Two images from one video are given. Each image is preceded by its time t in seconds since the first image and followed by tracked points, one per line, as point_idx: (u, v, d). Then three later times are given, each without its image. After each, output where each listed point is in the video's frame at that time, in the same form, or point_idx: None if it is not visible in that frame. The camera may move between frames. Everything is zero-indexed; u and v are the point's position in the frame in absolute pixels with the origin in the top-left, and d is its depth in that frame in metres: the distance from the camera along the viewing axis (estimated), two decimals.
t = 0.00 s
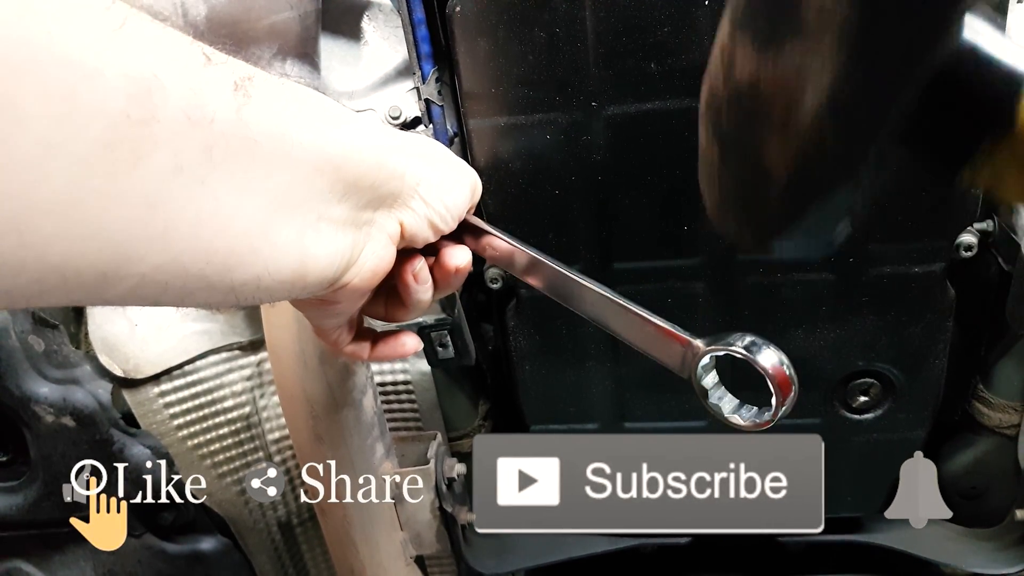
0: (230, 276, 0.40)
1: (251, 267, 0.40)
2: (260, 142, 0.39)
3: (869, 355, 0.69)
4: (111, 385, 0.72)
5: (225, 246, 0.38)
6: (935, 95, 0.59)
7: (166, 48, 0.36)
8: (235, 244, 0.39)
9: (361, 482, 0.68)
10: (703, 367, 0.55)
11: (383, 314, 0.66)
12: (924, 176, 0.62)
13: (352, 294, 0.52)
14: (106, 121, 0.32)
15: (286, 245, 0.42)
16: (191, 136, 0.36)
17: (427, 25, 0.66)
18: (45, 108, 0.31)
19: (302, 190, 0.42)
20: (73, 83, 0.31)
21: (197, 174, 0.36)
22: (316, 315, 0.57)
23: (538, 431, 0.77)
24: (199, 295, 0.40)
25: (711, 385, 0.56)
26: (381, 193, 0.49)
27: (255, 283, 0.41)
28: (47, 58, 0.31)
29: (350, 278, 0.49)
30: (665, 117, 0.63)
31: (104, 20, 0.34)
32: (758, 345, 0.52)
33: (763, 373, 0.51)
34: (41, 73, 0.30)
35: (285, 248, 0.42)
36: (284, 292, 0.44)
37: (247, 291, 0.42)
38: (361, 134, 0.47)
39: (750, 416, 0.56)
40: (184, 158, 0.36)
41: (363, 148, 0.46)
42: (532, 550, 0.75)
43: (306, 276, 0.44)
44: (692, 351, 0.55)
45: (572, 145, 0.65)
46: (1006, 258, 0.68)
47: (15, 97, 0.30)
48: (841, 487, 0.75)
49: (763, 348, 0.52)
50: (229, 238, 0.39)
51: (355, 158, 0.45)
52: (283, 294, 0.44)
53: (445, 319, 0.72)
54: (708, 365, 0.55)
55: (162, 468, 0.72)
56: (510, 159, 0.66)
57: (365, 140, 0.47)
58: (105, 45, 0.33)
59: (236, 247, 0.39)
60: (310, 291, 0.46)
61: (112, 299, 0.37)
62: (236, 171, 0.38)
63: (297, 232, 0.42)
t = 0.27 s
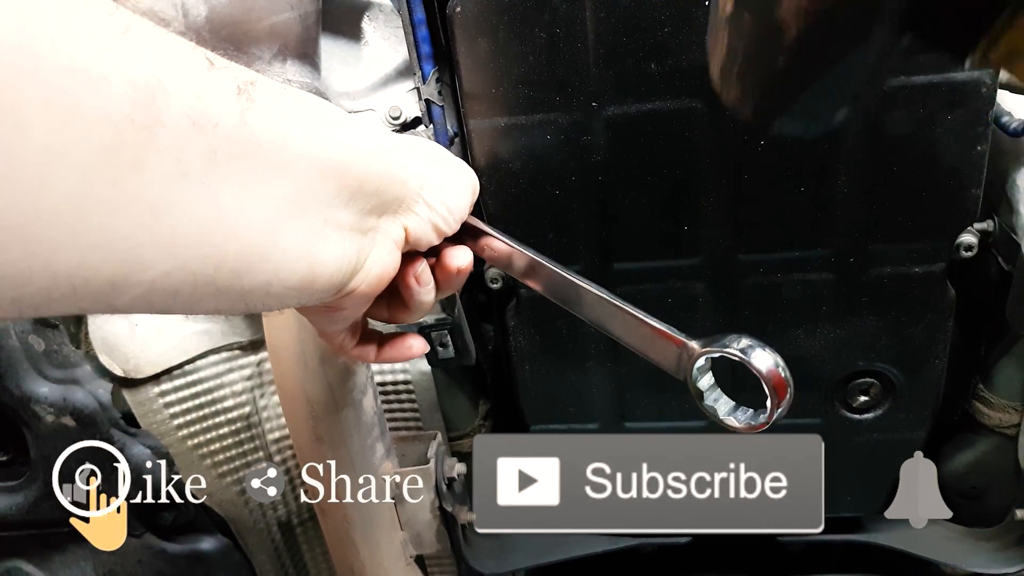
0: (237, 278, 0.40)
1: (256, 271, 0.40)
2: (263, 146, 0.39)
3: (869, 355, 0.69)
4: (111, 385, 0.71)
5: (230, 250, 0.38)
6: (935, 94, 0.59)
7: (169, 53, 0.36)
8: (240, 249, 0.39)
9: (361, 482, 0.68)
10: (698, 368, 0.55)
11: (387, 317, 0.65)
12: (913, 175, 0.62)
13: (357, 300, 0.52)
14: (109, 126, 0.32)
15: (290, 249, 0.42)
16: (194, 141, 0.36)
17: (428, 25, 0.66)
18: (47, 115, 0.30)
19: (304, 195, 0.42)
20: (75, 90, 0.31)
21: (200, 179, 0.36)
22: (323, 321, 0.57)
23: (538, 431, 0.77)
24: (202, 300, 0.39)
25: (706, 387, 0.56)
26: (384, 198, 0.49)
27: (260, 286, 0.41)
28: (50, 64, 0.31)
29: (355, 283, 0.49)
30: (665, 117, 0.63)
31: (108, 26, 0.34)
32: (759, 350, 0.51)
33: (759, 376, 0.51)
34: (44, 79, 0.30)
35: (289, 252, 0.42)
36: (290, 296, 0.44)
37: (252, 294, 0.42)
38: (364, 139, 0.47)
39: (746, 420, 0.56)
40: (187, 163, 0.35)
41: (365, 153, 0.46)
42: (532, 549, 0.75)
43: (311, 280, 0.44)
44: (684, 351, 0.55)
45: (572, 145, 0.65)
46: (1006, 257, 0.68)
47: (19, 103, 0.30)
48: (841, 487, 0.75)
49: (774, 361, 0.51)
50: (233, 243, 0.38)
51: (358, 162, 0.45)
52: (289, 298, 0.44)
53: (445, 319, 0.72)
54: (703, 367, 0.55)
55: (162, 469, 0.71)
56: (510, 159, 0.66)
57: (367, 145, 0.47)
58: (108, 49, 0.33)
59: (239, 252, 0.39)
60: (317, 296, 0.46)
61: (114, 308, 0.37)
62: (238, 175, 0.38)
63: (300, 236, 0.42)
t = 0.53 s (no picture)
0: (295, 284, 0.38)
1: (311, 278, 0.38)
2: (311, 148, 0.37)
3: (869, 356, 0.69)
4: (111, 386, 0.73)
5: (285, 255, 0.37)
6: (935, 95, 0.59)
7: (214, 55, 0.34)
8: (294, 254, 0.37)
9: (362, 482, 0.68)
10: (732, 341, 0.62)
11: (410, 314, 0.65)
12: (948, 169, 0.61)
13: (390, 305, 0.52)
14: (166, 134, 0.31)
15: (341, 253, 0.40)
16: (247, 145, 0.34)
17: (428, 26, 0.66)
18: (105, 125, 0.29)
19: (351, 195, 0.40)
20: (128, 99, 0.30)
21: (251, 185, 0.35)
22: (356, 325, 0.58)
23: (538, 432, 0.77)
24: (259, 310, 0.38)
25: (741, 356, 0.63)
26: (420, 196, 0.47)
27: (314, 293, 0.40)
28: (102, 69, 0.29)
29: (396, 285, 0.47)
30: (665, 119, 0.63)
31: (152, 28, 0.32)
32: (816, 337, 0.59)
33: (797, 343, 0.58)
34: (101, 87, 0.29)
35: (341, 255, 0.40)
36: (338, 301, 0.43)
37: (308, 302, 0.40)
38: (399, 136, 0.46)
39: (786, 387, 0.63)
40: (238, 166, 0.34)
41: (403, 151, 0.45)
42: (532, 550, 0.75)
43: (360, 284, 0.42)
44: (722, 326, 0.61)
45: (573, 146, 0.65)
46: (1006, 259, 0.68)
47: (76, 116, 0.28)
48: (841, 488, 0.75)
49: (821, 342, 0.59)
50: (290, 251, 0.37)
51: (399, 163, 0.44)
52: (337, 303, 0.43)
53: (445, 320, 0.71)
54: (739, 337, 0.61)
55: (161, 469, 0.73)
56: (510, 161, 0.67)
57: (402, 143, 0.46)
58: (154, 53, 0.31)
59: (297, 260, 0.37)
60: (362, 299, 0.45)
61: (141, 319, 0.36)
62: (290, 176, 0.36)
63: (350, 238, 0.41)
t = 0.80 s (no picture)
0: (316, 302, 0.38)
1: (331, 294, 0.38)
2: (326, 166, 0.38)
3: (869, 355, 0.70)
4: (111, 386, 0.72)
5: (303, 271, 0.37)
6: (936, 95, 0.59)
7: (232, 84, 0.36)
8: (317, 270, 0.37)
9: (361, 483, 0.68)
10: (732, 339, 0.59)
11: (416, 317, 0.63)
12: (950, 159, 0.61)
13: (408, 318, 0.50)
14: (178, 156, 0.32)
15: (362, 268, 0.39)
16: (262, 166, 0.35)
17: (428, 25, 0.66)
18: (119, 145, 0.31)
19: (370, 209, 0.40)
20: (138, 122, 0.32)
21: (268, 206, 0.35)
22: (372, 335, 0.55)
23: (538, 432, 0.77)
24: (287, 330, 0.38)
25: (741, 354, 0.60)
26: (437, 211, 0.47)
27: (338, 308, 0.39)
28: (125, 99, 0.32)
29: (414, 300, 0.45)
30: (665, 118, 0.63)
31: (171, 62, 0.34)
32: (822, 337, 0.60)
33: (794, 341, 0.57)
34: (113, 115, 0.31)
35: (363, 271, 0.39)
36: (359, 320, 0.42)
37: (329, 319, 0.40)
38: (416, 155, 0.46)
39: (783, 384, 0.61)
40: (255, 186, 0.35)
41: (417, 167, 0.45)
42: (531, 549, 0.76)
43: (382, 298, 0.41)
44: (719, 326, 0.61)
45: (573, 146, 0.65)
46: (1007, 258, 0.68)
47: (90, 137, 0.30)
48: (841, 488, 0.75)
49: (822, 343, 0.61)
50: (314, 268, 0.37)
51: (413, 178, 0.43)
52: (361, 320, 0.42)
53: (445, 321, 0.72)
54: (740, 335, 0.58)
55: (162, 469, 0.72)
56: (510, 160, 0.67)
57: (418, 161, 0.45)
58: (175, 82, 0.33)
59: (323, 279, 0.38)
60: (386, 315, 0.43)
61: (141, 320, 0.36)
62: (309, 193, 0.37)
63: (369, 253, 0.40)
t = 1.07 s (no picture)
0: (342, 307, 0.39)
1: (355, 298, 0.40)
2: (352, 175, 0.39)
3: (869, 355, 0.69)
4: (111, 386, 0.72)
5: (336, 278, 0.38)
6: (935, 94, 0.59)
7: (264, 93, 0.36)
8: (345, 275, 0.38)
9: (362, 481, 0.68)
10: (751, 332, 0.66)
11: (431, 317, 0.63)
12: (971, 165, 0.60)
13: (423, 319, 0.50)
14: (224, 170, 0.32)
15: (384, 273, 0.41)
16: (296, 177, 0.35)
17: (427, 25, 0.66)
18: (170, 160, 0.30)
19: (391, 215, 0.42)
20: (190, 135, 0.31)
21: (302, 214, 0.36)
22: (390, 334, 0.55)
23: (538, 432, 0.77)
24: (306, 333, 0.39)
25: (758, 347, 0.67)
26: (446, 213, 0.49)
27: (360, 311, 0.41)
28: (168, 109, 0.30)
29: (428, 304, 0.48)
30: (664, 117, 0.63)
31: (207, 70, 0.33)
32: (839, 331, 0.65)
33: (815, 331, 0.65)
34: (164, 130, 0.30)
35: (384, 276, 0.41)
36: (380, 321, 0.43)
37: (352, 322, 0.41)
38: (425, 157, 0.47)
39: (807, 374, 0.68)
40: (290, 197, 0.35)
41: (429, 172, 0.46)
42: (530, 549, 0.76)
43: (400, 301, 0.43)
44: (741, 319, 0.65)
45: (573, 145, 0.65)
46: (1006, 258, 0.68)
47: (146, 153, 0.29)
48: (842, 488, 0.75)
49: (840, 334, 0.65)
50: (338, 273, 0.38)
51: (427, 182, 0.45)
52: (381, 322, 0.43)
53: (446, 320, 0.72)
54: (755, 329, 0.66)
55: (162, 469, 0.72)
56: (509, 159, 0.66)
57: (429, 164, 0.47)
58: (214, 92, 0.33)
59: (351, 284, 0.39)
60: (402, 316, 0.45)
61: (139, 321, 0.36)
62: (337, 202, 0.38)
63: (390, 258, 0.42)
